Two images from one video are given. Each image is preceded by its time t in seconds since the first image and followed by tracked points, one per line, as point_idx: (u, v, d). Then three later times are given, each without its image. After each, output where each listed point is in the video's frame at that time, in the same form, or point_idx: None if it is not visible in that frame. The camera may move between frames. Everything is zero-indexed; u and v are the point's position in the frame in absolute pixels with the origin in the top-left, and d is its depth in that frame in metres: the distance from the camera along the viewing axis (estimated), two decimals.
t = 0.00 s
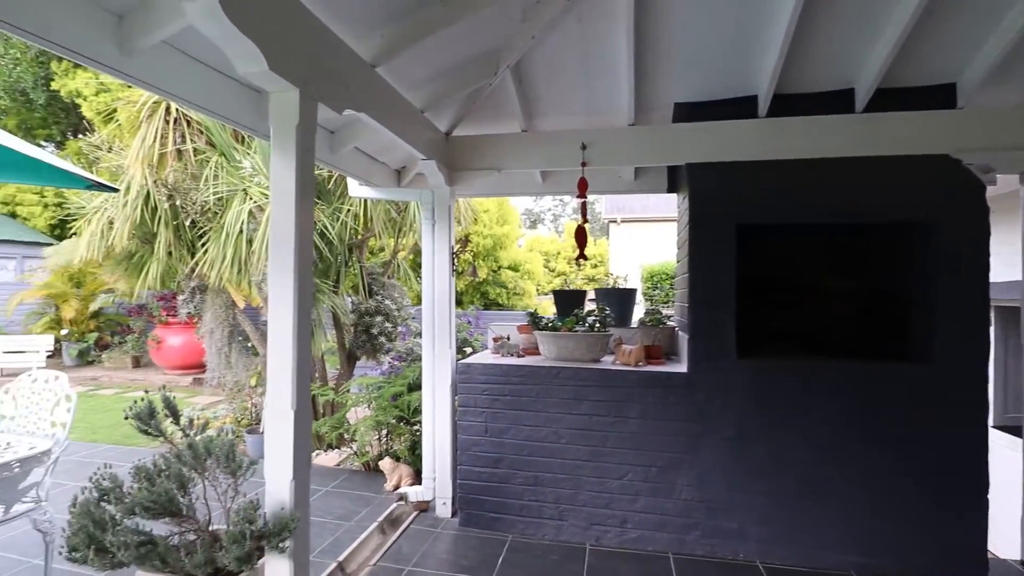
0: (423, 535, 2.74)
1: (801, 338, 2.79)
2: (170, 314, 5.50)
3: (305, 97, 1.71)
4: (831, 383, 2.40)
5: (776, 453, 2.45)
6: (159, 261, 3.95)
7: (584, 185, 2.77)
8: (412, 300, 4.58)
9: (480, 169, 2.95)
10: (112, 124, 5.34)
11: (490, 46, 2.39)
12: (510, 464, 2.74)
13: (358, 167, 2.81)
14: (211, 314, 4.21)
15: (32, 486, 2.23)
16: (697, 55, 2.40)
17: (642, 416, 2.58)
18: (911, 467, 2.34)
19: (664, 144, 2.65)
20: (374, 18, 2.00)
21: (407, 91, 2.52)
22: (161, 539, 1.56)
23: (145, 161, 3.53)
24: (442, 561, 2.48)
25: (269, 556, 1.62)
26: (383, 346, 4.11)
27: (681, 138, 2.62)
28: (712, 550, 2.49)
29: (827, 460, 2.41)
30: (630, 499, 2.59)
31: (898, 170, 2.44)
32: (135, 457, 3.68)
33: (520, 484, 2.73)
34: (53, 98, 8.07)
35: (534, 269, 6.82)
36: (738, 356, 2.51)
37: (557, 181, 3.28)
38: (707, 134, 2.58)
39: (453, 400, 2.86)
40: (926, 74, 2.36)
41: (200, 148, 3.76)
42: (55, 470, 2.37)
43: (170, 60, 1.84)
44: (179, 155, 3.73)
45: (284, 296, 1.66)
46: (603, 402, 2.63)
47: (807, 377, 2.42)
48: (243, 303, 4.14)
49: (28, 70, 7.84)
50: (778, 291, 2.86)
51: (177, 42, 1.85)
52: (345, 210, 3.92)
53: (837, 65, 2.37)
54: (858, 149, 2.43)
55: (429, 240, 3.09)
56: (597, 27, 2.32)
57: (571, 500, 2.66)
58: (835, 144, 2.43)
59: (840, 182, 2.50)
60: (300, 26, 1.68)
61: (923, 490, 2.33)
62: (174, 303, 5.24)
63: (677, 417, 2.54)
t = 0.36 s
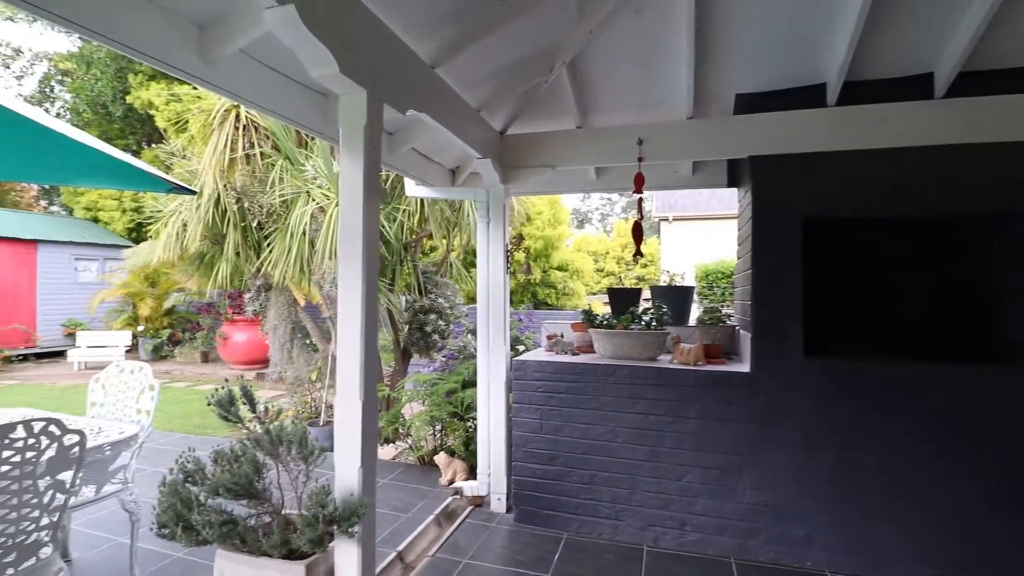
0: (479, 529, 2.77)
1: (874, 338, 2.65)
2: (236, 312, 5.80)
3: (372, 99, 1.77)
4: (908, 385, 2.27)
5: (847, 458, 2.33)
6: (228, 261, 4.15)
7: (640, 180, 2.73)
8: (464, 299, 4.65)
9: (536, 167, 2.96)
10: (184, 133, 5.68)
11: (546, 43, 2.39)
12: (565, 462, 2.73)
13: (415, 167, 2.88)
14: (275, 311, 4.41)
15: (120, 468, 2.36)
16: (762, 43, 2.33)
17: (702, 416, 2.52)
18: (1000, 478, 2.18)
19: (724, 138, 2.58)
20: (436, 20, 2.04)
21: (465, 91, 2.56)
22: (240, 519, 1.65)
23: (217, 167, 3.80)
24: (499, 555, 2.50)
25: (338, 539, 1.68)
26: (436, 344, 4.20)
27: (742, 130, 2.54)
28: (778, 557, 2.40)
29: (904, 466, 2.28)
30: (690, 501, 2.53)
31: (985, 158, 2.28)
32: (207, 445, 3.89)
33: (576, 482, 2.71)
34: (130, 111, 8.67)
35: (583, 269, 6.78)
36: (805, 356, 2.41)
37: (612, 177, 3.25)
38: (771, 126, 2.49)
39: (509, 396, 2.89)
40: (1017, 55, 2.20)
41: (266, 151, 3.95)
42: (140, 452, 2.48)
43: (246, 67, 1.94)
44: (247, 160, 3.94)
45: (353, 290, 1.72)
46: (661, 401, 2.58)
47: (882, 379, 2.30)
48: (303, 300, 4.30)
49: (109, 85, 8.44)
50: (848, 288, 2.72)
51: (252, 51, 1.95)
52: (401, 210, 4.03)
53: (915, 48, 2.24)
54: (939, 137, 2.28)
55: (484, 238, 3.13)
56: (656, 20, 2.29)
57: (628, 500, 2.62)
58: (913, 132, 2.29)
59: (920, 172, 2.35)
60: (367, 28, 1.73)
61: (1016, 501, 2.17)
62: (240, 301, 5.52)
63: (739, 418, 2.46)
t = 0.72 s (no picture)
0: (536, 527, 2.77)
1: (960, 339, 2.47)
2: (298, 310, 6.06)
3: (437, 99, 1.80)
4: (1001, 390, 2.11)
5: (931, 466, 2.19)
6: (292, 261, 4.34)
7: (702, 175, 2.66)
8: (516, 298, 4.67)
9: (593, 165, 2.94)
10: (250, 140, 5.99)
11: (605, 39, 2.38)
12: (624, 462, 2.70)
13: (472, 167, 2.92)
14: (336, 310, 4.58)
15: (200, 455, 2.51)
16: (834, 29, 2.22)
17: (769, 419, 2.43)
18: None
19: (793, 129, 2.48)
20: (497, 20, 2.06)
21: (523, 90, 2.57)
22: (314, 506, 1.71)
23: (284, 171, 4.00)
24: (557, 553, 2.49)
25: (405, 529, 1.73)
26: (490, 342, 4.20)
27: (812, 121, 2.44)
28: (852, 569, 2.28)
29: (996, 478, 2.11)
30: (756, 507, 2.44)
31: None
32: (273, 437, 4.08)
33: (634, 483, 2.67)
34: (201, 121, 9.22)
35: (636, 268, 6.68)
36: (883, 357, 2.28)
37: (670, 173, 3.19)
38: (844, 116, 2.38)
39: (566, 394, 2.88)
40: None
41: (328, 155, 4.11)
42: (217, 441, 2.61)
43: (317, 73, 2.03)
44: (311, 164, 4.11)
45: (419, 286, 1.76)
46: (724, 403, 2.51)
47: (970, 383, 2.14)
48: (360, 297, 4.45)
49: (181, 97, 9.01)
50: (928, 286, 2.57)
51: (323, 57, 2.03)
52: (457, 210, 4.10)
53: (1008, 27, 2.08)
54: None
55: (540, 236, 3.14)
56: (720, 9, 2.23)
57: (689, 503, 2.56)
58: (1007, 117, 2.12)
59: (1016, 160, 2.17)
60: (433, 30, 1.77)
61: None
62: (302, 300, 5.77)
63: (810, 422, 2.36)
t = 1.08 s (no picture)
0: (593, 530, 2.73)
1: None
2: (355, 309, 6.25)
3: (497, 97, 1.80)
4: None
5: None
6: (351, 262, 4.47)
7: (769, 168, 2.54)
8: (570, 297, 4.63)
9: (652, 161, 2.87)
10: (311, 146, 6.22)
11: (665, 30, 2.31)
12: (685, 467, 2.62)
13: (528, 166, 2.91)
14: (392, 309, 4.69)
15: (268, 448, 2.61)
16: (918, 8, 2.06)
17: (844, 426, 2.29)
18: None
19: (870, 117, 2.32)
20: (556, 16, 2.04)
21: (580, 86, 2.54)
22: (378, 501, 1.75)
23: (344, 174, 4.14)
24: (615, 558, 2.45)
25: (466, 527, 1.73)
26: (542, 342, 4.11)
27: (892, 107, 2.27)
28: None
29: None
30: (829, 518, 2.30)
31: None
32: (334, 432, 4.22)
33: (697, 489, 2.59)
34: (265, 129, 9.68)
35: (692, 267, 6.49)
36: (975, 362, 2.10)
37: (734, 168, 3.06)
38: (929, 101, 2.20)
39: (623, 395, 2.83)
40: None
41: (386, 158, 4.22)
42: (284, 435, 2.72)
43: (378, 77, 2.07)
44: (369, 167, 4.23)
45: (479, 286, 1.76)
46: (794, 408, 2.39)
47: None
48: (415, 297, 4.53)
49: (247, 106, 9.47)
50: None
51: (384, 61, 2.07)
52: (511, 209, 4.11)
53: None
54: None
55: (596, 235, 3.09)
56: None
57: (756, 512, 2.45)
58: None
59: None
60: (493, 28, 1.76)
61: None
62: (359, 299, 5.94)
63: (890, 430, 2.20)
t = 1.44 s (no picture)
0: (649, 538, 2.63)
1: None
2: (407, 308, 6.36)
3: (551, 91, 1.74)
4: None
5: None
6: (404, 262, 4.53)
7: (842, 158, 2.37)
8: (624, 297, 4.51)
9: (713, 153, 2.73)
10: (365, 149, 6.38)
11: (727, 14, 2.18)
12: (748, 475, 2.49)
13: (581, 163, 2.84)
14: (443, 308, 4.74)
15: (325, 444, 2.66)
16: None
17: (929, 437, 2.09)
18: None
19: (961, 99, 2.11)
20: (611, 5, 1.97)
21: (636, 78, 2.45)
22: (432, 500, 1.73)
23: (397, 175, 4.21)
24: (673, 568, 2.34)
25: (520, 531, 1.69)
26: (595, 343, 4.03)
27: (988, 86, 2.06)
28: None
29: None
30: (912, 537, 2.12)
31: None
32: (387, 429, 4.28)
33: (761, 499, 2.45)
34: (322, 135, 10.03)
35: (751, 266, 6.21)
36: None
37: (801, 160, 2.88)
38: None
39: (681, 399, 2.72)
40: None
41: (437, 157, 4.24)
42: (340, 431, 2.77)
43: (431, 75, 2.06)
44: (422, 168, 4.28)
45: (533, 284, 1.72)
46: (871, 416, 2.21)
47: None
48: (466, 296, 4.54)
49: (306, 112, 9.84)
50: None
51: (437, 60, 2.06)
52: (564, 207, 4.06)
53: None
54: None
55: (652, 232, 2.98)
56: None
57: (827, 526, 2.29)
58: None
59: None
60: (546, 19, 1.71)
61: None
62: (411, 299, 6.03)
63: (985, 443, 2.00)
